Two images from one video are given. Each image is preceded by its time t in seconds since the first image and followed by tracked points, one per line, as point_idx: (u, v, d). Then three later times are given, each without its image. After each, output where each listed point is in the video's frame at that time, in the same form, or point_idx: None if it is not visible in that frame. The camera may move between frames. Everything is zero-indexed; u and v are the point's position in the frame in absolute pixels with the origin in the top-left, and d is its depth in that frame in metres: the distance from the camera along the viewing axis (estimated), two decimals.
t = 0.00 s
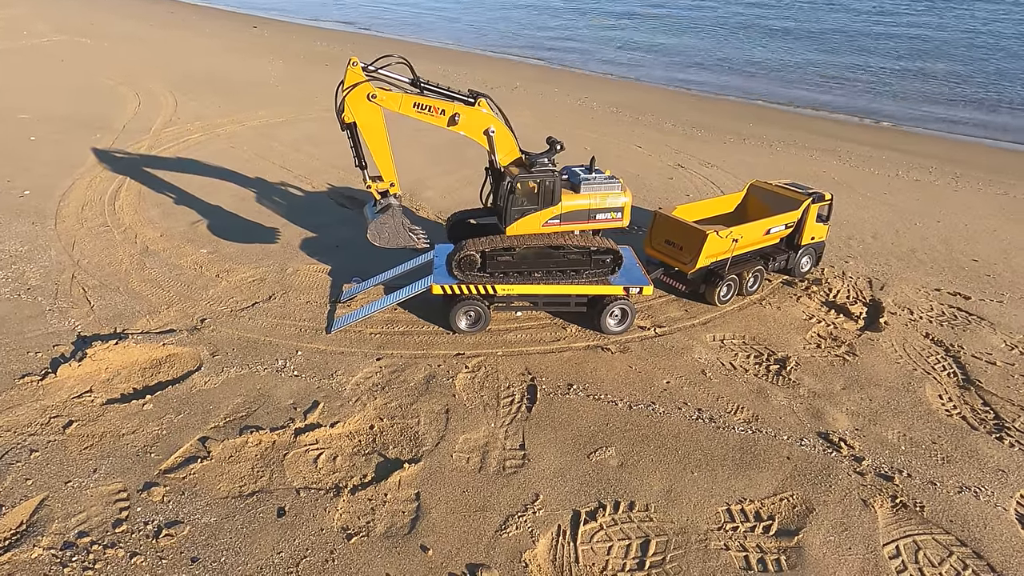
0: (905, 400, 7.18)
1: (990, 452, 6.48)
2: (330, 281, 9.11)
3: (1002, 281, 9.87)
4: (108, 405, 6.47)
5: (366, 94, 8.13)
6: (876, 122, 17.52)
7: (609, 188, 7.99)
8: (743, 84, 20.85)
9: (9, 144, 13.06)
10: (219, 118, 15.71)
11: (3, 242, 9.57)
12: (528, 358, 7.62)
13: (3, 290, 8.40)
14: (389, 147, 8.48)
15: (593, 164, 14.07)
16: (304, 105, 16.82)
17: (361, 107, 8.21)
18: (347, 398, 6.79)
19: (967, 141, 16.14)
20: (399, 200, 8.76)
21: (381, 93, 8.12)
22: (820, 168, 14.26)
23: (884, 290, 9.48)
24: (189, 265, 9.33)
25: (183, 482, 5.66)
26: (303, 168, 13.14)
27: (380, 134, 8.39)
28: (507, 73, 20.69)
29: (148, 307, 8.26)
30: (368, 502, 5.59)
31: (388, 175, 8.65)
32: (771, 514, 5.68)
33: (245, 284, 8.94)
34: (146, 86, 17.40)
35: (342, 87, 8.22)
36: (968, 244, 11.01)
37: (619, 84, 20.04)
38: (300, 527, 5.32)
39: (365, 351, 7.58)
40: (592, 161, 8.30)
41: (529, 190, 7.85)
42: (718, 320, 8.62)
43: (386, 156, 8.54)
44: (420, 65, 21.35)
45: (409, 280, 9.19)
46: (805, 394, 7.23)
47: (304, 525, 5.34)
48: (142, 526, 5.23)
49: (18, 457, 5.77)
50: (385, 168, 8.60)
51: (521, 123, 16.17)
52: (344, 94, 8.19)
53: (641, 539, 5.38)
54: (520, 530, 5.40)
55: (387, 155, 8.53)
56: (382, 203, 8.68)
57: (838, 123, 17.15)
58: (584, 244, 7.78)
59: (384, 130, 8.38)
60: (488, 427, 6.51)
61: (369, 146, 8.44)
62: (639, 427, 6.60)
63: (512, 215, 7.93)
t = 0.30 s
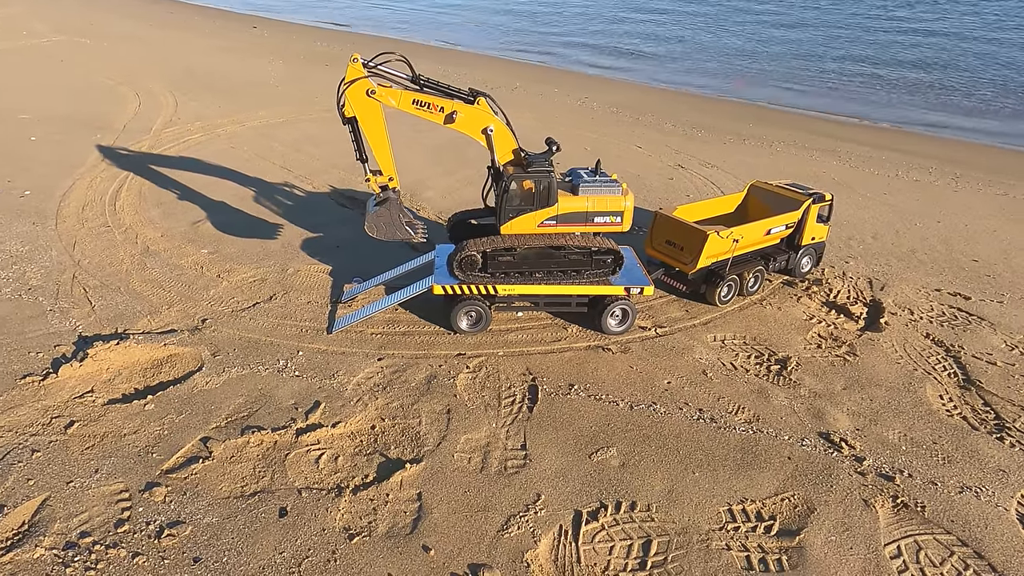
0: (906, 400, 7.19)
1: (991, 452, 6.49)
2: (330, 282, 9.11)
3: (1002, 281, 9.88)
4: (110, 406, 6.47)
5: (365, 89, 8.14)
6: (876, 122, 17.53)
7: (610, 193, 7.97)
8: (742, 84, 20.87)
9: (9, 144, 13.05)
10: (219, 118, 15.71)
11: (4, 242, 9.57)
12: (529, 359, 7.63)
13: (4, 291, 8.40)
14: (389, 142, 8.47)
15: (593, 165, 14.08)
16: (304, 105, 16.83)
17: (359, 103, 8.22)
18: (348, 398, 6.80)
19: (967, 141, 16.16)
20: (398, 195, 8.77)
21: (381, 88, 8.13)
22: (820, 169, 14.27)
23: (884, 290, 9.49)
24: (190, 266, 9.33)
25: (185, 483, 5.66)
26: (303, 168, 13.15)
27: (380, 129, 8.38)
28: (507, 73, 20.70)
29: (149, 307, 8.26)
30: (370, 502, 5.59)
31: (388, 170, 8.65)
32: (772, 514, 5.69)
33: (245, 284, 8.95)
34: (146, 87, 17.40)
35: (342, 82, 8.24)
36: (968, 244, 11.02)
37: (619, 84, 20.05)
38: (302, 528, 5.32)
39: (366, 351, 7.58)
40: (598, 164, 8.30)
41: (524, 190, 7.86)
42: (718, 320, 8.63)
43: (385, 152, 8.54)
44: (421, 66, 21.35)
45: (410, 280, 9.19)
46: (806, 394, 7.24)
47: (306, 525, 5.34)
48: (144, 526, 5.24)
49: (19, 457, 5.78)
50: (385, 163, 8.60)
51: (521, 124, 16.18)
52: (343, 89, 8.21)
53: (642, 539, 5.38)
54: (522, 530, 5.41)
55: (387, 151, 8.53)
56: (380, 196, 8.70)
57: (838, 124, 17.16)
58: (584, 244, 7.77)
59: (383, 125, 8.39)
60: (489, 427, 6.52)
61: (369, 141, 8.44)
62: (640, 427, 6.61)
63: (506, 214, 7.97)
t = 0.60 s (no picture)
0: (907, 397, 7.15)
1: (994, 450, 6.45)
2: (329, 278, 9.07)
3: (1004, 278, 9.84)
4: (107, 402, 6.43)
5: (365, 79, 8.14)
6: (877, 119, 17.47)
7: (608, 191, 7.85)
8: (742, 82, 20.81)
9: (7, 141, 13.00)
10: (219, 115, 15.66)
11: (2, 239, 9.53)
12: (530, 355, 7.59)
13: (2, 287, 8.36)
14: (389, 133, 8.44)
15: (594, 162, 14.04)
16: (304, 102, 16.78)
17: (359, 93, 8.21)
18: (347, 395, 6.76)
19: (968, 138, 16.09)
20: (398, 184, 8.77)
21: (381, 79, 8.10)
22: (821, 166, 14.22)
23: (886, 287, 9.45)
24: (188, 262, 9.30)
25: (182, 480, 5.62)
26: (303, 165, 13.11)
27: (379, 119, 8.35)
28: (507, 71, 20.64)
29: (147, 304, 8.23)
30: (369, 500, 5.55)
31: (388, 160, 8.60)
32: (774, 511, 5.65)
33: (244, 280, 8.91)
34: (145, 84, 17.35)
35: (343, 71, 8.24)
36: (970, 241, 10.97)
37: (619, 82, 20.00)
38: (301, 525, 5.28)
39: (365, 348, 7.55)
40: (601, 164, 8.15)
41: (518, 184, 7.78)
42: (720, 317, 8.59)
43: (385, 142, 8.50)
44: (420, 63, 21.30)
45: (410, 276, 9.16)
46: (807, 391, 7.20)
47: (304, 522, 5.30)
48: (141, 523, 5.20)
49: (16, 454, 5.74)
50: (385, 153, 8.56)
51: (521, 121, 16.14)
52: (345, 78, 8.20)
53: (643, 536, 5.35)
54: (522, 527, 5.37)
55: (387, 141, 8.49)
56: (379, 185, 8.74)
57: (839, 121, 17.10)
58: (585, 241, 7.73)
59: (383, 116, 8.35)
60: (489, 424, 6.48)
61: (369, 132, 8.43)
62: (641, 424, 6.57)
63: (500, 208, 7.90)
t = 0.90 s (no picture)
0: (911, 399, 7.18)
1: (998, 451, 6.48)
2: (335, 279, 9.11)
3: (1008, 280, 9.86)
4: (116, 402, 6.47)
5: (374, 76, 8.17)
6: (880, 120, 17.48)
7: (613, 195, 7.77)
8: (745, 81, 20.83)
9: (12, 141, 13.04)
10: (223, 114, 15.69)
11: (8, 239, 9.57)
12: (535, 356, 7.62)
13: (9, 287, 8.39)
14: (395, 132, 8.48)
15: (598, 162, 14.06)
16: (307, 102, 16.81)
17: (368, 91, 8.24)
18: (354, 396, 6.79)
19: (971, 139, 16.11)
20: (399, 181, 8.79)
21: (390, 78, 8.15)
22: (824, 166, 14.24)
23: (889, 288, 9.48)
24: (194, 262, 9.33)
25: (191, 480, 5.66)
26: (307, 165, 13.14)
27: (387, 119, 8.38)
28: (510, 70, 20.65)
29: (154, 304, 8.26)
30: (377, 500, 5.59)
31: (394, 159, 8.63)
32: (779, 512, 5.68)
33: (250, 280, 8.94)
34: (149, 83, 17.38)
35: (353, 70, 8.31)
36: (973, 242, 11.00)
37: (622, 81, 20.01)
38: (309, 525, 5.32)
39: (372, 348, 7.58)
40: (609, 167, 8.11)
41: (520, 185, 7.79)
42: (724, 318, 8.62)
43: (392, 141, 8.53)
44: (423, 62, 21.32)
45: (415, 277, 9.19)
46: (811, 392, 7.23)
47: (313, 522, 5.34)
48: (151, 523, 5.24)
49: (26, 454, 5.78)
50: (391, 152, 8.59)
51: (524, 121, 16.16)
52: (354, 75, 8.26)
53: (649, 537, 5.38)
54: (529, 528, 5.41)
55: (394, 140, 8.52)
56: (381, 181, 8.76)
57: (841, 121, 17.13)
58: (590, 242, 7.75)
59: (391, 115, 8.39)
60: (495, 425, 6.51)
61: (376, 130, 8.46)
62: (646, 425, 6.60)
63: (502, 208, 7.91)
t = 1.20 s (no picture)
0: (917, 421, 7.15)
1: (1003, 475, 6.44)
2: (341, 295, 9.17)
3: (1012, 301, 9.86)
4: (121, 418, 6.51)
5: (346, 189, 8.17)
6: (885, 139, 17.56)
7: (620, 209, 7.96)
8: (750, 100, 20.97)
9: (25, 156, 13.22)
10: (232, 131, 15.89)
11: (18, 254, 9.68)
12: (539, 375, 7.64)
13: (18, 302, 8.47)
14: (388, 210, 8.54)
15: (603, 180, 14.16)
16: (315, 119, 17.00)
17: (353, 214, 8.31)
18: (358, 413, 6.82)
19: (976, 158, 16.16)
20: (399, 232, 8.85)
21: (362, 178, 8.11)
22: (829, 186, 14.30)
23: (894, 309, 9.48)
24: (202, 278, 9.41)
25: (195, 496, 5.68)
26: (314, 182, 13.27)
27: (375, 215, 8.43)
28: (516, 88, 20.86)
29: (161, 319, 8.33)
30: (379, 518, 5.59)
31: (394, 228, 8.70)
32: (783, 535, 5.65)
33: (256, 296, 9.01)
34: (159, 99, 17.62)
35: (320, 180, 8.25)
36: (977, 263, 11.01)
37: (628, 100, 20.18)
38: (312, 543, 5.32)
39: (376, 366, 7.61)
40: (609, 182, 8.25)
41: (532, 208, 7.85)
42: (728, 338, 8.63)
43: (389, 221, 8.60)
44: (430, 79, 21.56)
45: (420, 294, 9.24)
46: (816, 413, 7.21)
47: (316, 540, 5.34)
48: (154, 540, 5.25)
49: (31, 468, 5.81)
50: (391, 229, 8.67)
51: (530, 139, 16.31)
52: (329, 197, 8.23)
53: (652, 559, 5.36)
54: (532, 548, 5.39)
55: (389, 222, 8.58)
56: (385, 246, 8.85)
57: (846, 140, 17.21)
58: (595, 261, 7.79)
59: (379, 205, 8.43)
60: (498, 444, 6.52)
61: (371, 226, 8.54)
62: (649, 445, 6.59)
63: (515, 231, 7.93)
